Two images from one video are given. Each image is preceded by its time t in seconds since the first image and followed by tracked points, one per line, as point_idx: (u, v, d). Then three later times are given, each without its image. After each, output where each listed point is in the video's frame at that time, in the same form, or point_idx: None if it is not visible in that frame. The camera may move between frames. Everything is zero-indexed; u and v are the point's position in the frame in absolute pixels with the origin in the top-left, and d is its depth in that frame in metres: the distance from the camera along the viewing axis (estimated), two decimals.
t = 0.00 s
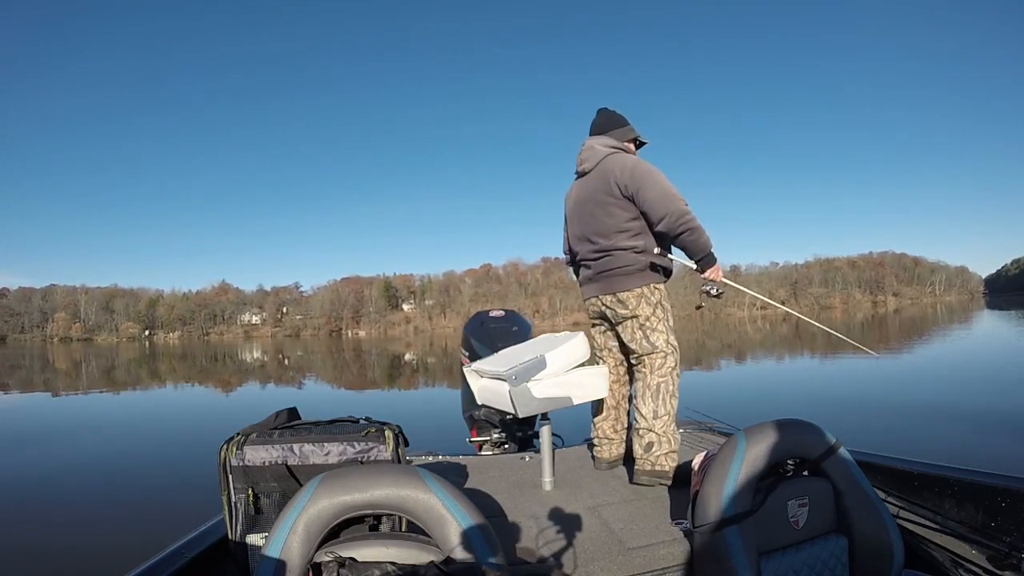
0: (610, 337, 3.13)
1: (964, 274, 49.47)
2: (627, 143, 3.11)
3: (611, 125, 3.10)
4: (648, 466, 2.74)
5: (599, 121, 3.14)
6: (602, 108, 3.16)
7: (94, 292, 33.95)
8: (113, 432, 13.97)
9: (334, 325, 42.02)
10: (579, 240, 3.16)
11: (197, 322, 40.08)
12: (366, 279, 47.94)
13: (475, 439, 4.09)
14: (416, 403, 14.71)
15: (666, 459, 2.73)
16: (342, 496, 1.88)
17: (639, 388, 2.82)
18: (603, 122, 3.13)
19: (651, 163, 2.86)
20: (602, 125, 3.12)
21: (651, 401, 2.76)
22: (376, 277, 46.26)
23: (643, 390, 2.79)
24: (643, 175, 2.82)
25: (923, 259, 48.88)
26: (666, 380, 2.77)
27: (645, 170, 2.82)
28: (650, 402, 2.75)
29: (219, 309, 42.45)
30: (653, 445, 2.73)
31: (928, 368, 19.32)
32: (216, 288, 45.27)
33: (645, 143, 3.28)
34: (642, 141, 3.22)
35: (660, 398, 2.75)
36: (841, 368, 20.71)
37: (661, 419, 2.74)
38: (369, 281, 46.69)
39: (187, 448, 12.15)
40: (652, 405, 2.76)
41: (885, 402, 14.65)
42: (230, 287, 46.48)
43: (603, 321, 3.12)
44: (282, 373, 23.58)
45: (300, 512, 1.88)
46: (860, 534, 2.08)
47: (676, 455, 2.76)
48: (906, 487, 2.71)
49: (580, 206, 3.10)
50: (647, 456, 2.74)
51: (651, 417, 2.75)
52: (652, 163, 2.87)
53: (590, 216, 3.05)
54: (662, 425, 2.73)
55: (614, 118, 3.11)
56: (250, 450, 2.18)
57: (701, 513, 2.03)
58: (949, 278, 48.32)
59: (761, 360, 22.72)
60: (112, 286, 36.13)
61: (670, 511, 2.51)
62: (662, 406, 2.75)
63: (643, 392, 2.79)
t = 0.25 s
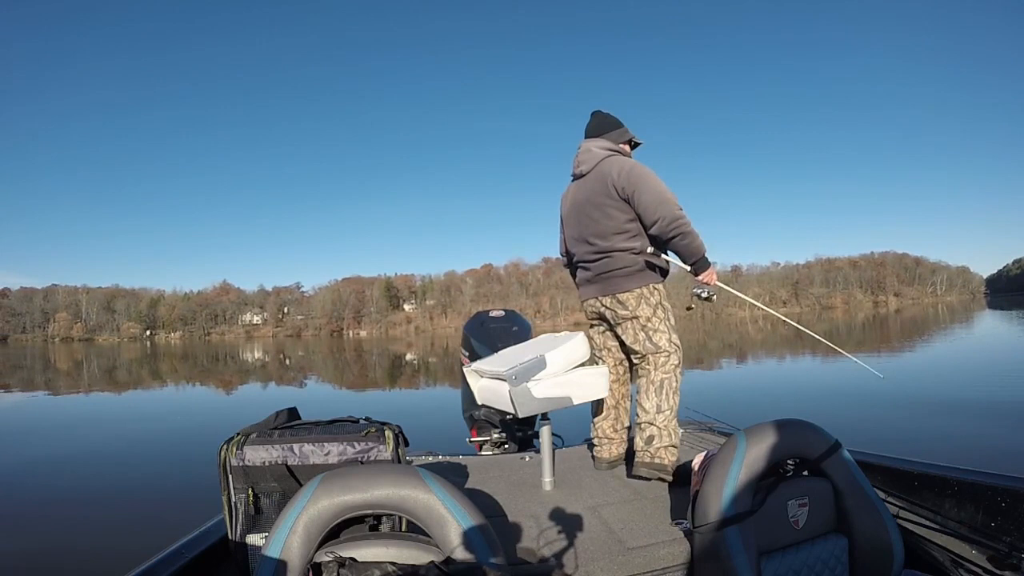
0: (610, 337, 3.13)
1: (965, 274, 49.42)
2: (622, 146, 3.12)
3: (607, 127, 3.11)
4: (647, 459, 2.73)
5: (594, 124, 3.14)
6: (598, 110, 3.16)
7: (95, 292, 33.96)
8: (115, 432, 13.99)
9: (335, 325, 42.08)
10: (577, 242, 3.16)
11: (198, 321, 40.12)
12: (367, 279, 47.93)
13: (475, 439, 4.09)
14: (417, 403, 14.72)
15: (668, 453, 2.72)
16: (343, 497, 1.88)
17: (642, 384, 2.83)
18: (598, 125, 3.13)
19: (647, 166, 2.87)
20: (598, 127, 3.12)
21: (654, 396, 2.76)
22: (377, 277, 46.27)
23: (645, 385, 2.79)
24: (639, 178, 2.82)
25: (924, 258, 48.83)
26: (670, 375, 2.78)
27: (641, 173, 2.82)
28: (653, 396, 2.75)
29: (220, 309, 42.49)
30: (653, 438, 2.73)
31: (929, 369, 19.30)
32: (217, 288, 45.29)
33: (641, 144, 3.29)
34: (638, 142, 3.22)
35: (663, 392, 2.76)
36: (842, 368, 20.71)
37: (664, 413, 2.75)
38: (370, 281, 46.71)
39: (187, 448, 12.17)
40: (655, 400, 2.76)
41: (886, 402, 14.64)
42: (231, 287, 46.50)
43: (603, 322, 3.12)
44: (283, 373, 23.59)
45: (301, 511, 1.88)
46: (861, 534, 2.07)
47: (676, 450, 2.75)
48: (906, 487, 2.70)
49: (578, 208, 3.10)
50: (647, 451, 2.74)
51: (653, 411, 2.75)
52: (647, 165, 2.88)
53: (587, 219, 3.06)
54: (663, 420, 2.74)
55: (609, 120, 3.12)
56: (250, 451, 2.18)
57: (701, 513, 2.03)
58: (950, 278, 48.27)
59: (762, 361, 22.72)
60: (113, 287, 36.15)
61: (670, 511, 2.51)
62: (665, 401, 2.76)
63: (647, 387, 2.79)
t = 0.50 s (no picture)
0: (609, 338, 3.13)
1: (967, 274, 49.41)
2: (620, 146, 3.12)
3: (605, 126, 3.10)
4: (640, 455, 2.82)
5: (591, 123, 3.14)
6: (594, 110, 3.16)
7: (96, 292, 33.94)
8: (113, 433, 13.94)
9: (336, 325, 42.12)
10: (575, 241, 3.16)
11: (200, 321, 40.11)
12: (368, 279, 47.91)
13: (475, 439, 4.09)
14: (417, 403, 14.71)
15: (658, 449, 2.82)
16: (344, 497, 1.89)
17: (639, 382, 2.87)
18: (596, 124, 3.13)
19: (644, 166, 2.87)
20: (596, 128, 3.12)
21: (649, 394, 2.82)
22: (378, 277, 46.25)
23: (641, 383, 2.85)
24: (634, 178, 2.83)
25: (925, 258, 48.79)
26: (666, 376, 2.82)
27: (637, 173, 2.83)
28: (649, 395, 2.81)
29: (221, 309, 42.48)
30: (645, 436, 2.82)
31: (930, 369, 19.30)
32: (218, 288, 45.26)
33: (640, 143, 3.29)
34: (636, 141, 3.22)
35: (657, 391, 2.81)
36: (842, 368, 20.69)
37: (658, 412, 2.81)
38: (371, 281, 46.70)
39: (187, 448, 12.16)
40: (649, 398, 2.81)
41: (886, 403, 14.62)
42: (233, 286, 46.49)
43: (601, 322, 3.12)
44: (285, 373, 23.57)
45: (301, 510, 1.88)
46: (861, 534, 2.07)
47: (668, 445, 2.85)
48: (906, 487, 2.70)
49: (577, 207, 3.09)
50: (639, 446, 2.83)
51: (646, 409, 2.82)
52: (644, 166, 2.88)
53: (584, 217, 3.05)
54: (657, 418, 2.81)
55: (607, 120, 3.12)
56: (250, 450, 2.18)
57: (701, 512, 2.03)
58: (952, 278, 48.25)
59: (763, 361, 22.72)
60: (114, 286, 36.14)
61: (669, 510, 2.51)
62: (658, 401, 2.81)
63: (643, 385, 2.85)
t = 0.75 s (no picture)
0: (610, 338, 3.13)
1: (969, 275, 49.35)
2: (623, 144, 3.11)
3: (607, 124, 3.09)
4: (635, 462, 2.83)
5: (594, 121, 3.12)
6: (597, 108, 3.15)
7: (97, 291, 33.94)
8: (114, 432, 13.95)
9: (337, 324, 42.17)
10: (576, 240, 3.15)
11: (201, 320, 40.13)
12: (369, 279, 47.91)
13: (475, 439, 4.09)
14: (418, 403, 14.72)
15: (650, 455, 2.82)
16: (343, 497, 1.89)
17: (631, 392, 2.87)
18: (599, 122, 3.11)
19: (646, 166, 2.86)
20: (598, 125, 3.11)
21: (642, 404, 2.82)
22: (379, 277, 46.25)
23: (634, 395, 2.84)
24: (637, 178, 2.82)
25: (926, 259, 48.76)
26: (659, 384, 2.83)
27: (639, 174, 2.82)
28: (641, 406, 2.82)
29: (223, 309, 42.48)
30: (640, 444, 2.82)
31: (932, 369, 19.28)
32: (220, 288, 45.30)
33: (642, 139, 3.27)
34: (638, 138, 3.21)
35: (650, 400, 2.81)
36: (843, 368, 20.68)
37: (651, 422, 2.81)
38: (372, 281, 46.70)
39: (188, 448, 12.15)
40: (643, 409, 2.82)
41: (888, 403, 14.61)
42: (234, 286, 46.51)
43: (601, 322, 3.12)
44: (286, 372, 23.57)
45: (302, 510, 1.88)
46: (861, 533, 2.07)
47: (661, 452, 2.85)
48: (906, 487, 2.70)
49: (579, 206, 3.08)
50: (633, 454, 2.84)
51: (640, 420, 2.82)
52: (646, 166, 2.87)
53: (586, 216, 3.05)
54: (650, 429, 2.81)
55: (610, 118, 3.10)
56: (250, 450, 2.18)
57: (701, 512, 2.02)
58: (954, 278, 48.22)
59: (764, 361, 22.70)
60: (116, 286, 36.13)
61: (669, 510, 2.51)
62: (651, 410, 2.82)
63: (637, 391, 2.85)
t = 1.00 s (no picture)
0: (612, 337, 3.12)
1: (970, 275, 49.28)
2: (627, 139, 3.10)
3: (612, 120, 3.08)
4: (634, 463, 2.83)
5: (599, 116, 3.11)
6: (601, 102, 3.13)
7: (99, 291, 33.99)
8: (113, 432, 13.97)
9: (338, 324, 42.20)
10: (581, 237, 3.15)
11: (202, 320, 40.21)
12: (371, 279, 47.95)
13: (475, 439, 4.09)
14: (419, 403, 14.74)
15: (650, 457, 2.82)
16: (343, 497, 1.89)
17: (628, 395, 2.88)
18: (603, 118, 3.10)
19: (650, 165, 2.85)
20: (602, 121, 3.10)
21: (638, 407, 2.83)
22: (381, 277, 46.29)
23: (631, 398, 2.86)
24: (641, 177, 2.81)
25: (928, 258, 48.71)
26: (655, 386, 2.83)
27: (643, 173, 2.81)
28: (638, 410, 2.83)
29: (224, 308, 42.53)
30: (639, 446, 2.82)
31: (933, 369, 19.26)
32: (221, 287, 45.37)
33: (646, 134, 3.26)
34: (642, 133, 3.20)
35: (647, 404, 2.82)
36: (844, 368, 20.66)
37: (648, 425, 2.82)
38: (374, 281, 46.75)
39: (189, 448, 12.17)
40: (639, 412, 2.83)
41: (889, 403, 14.59)
42: (235, 286, 46.58)
43: (604, 321, 3.12)
44: (288, 372, 23.60)
45: (301, 510, 1.88)
46: (861, 533, 2.07)
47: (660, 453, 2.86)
48: (906, 487, 2.69)
49: (582, 203, 3.08)
50: (633, 455, 2.84)
51: (637, 424, 2.83)
52: (651, 164, 2.86)
53: (590, 214, 3.05)
54: (648, 431, 2.82)
55: (614, 114, 3.09)
56: (250, 450, 2.18)
57: (701, 512, 2.02)
58: (955, 278, 48.16)
59: (765, 361, 22.70)
60: (117, 286, 36.18)
61: (669, 510, 2.51)
62: (649, 413, 2.82)
63: (636, 392, 2.86)
